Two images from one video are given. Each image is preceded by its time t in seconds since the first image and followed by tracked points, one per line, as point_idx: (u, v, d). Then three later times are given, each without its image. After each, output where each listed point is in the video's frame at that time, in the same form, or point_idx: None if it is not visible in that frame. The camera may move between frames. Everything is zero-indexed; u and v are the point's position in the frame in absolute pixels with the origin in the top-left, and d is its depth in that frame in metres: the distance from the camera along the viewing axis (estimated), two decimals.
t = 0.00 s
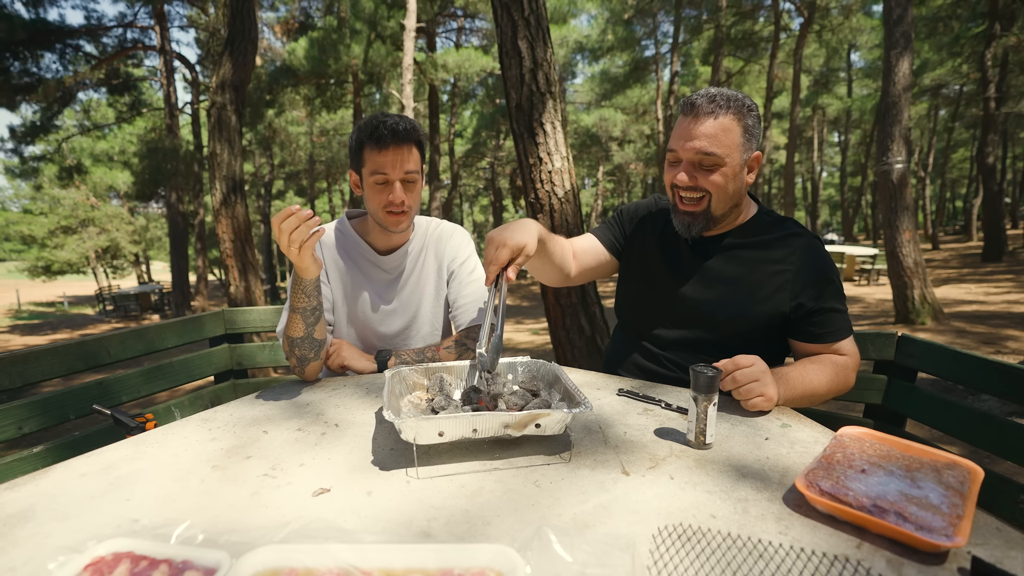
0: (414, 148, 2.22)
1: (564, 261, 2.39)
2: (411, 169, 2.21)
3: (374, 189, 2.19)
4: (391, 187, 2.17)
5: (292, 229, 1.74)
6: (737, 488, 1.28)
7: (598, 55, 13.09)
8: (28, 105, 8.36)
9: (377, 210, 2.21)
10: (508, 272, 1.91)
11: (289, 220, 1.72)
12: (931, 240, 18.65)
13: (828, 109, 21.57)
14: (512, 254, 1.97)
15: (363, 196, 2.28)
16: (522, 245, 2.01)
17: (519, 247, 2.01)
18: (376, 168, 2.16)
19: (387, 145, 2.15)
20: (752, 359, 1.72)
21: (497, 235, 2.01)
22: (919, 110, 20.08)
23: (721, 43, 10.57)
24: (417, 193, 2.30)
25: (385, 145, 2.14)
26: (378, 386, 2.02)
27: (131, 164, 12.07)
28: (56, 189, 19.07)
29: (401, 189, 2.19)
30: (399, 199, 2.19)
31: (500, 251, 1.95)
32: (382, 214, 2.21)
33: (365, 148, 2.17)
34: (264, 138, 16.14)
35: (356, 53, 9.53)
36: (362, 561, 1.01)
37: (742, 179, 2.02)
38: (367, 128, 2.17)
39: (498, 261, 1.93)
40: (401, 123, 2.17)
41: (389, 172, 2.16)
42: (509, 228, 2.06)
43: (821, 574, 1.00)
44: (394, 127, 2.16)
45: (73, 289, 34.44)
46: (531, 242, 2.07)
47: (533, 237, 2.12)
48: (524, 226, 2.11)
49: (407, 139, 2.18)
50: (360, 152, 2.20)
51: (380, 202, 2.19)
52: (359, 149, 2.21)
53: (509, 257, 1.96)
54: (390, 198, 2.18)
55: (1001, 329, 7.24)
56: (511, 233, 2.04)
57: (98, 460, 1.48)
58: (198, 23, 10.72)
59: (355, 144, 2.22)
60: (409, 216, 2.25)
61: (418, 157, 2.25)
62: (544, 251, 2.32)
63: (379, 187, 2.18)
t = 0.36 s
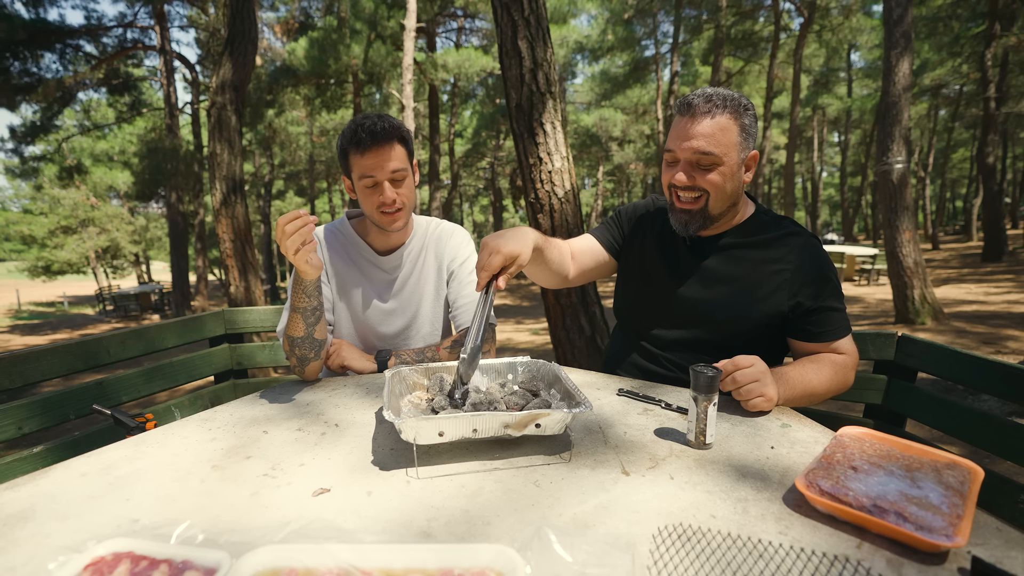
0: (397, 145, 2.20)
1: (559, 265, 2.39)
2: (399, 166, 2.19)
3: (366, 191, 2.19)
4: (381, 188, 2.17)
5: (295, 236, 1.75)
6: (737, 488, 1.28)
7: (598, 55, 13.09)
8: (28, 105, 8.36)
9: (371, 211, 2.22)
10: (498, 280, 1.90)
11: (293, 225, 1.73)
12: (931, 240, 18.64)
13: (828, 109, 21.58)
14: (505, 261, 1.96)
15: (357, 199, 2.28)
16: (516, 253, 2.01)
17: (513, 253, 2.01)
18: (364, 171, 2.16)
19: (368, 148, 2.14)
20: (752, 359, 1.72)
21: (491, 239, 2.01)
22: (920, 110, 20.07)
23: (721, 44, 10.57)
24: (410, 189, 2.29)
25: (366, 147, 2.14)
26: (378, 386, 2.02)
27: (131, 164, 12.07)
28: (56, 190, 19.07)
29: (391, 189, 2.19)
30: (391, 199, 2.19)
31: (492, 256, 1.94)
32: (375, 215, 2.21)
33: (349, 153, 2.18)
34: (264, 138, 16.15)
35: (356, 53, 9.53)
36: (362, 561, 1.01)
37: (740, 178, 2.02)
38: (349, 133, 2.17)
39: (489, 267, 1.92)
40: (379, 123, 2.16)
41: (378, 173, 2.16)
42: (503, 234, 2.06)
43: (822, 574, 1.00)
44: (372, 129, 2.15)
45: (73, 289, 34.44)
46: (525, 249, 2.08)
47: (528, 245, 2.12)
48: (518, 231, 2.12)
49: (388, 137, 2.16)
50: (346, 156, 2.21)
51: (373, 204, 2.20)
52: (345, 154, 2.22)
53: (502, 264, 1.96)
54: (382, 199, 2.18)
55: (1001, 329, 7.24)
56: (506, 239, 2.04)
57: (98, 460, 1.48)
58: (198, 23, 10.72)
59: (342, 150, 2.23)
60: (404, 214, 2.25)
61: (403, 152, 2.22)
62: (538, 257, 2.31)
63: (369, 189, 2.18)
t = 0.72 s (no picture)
0: (390, 144, 2.20)
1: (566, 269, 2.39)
2: (392, 166, 2.19)
3: (361, 190, 2.18)
4: (374, 188, 2.17)
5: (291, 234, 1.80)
6: (736, 488, 1.28)
7: (597, 55, 13.09)
8: (28, 105, 8.36)
9: (366, 212, 2.21)
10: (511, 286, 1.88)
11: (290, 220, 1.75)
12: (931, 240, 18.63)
13: (828, 109, 21.58)
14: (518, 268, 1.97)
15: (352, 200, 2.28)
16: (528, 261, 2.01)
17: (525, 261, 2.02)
18: (357, 170, 2.16)
19: (360, 147, 2.14)
20: (752, 359, 1.72)
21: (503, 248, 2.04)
22: (920, 110, 20.07)
23: (721, 44, 10.57)
24: (404, 188, 2.28)
25: (357, 147, 2.14)
26: (378, 386, 2.02)
27: (131, 164, 12.06)
28: (56, 190, 19.07)
29: (385, 188, 2.19)
30: (384, 198, 2.18)
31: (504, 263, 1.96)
32: (369, 215, 2.21)
33: (343, 153, 2.19)
34: (264, 138, 16.15)
35: (356, 53, 9.54)
36: (362, 561, 1.01)
37: (740, 178, 2.01)
38: (341, 134, 2.18)
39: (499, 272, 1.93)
40: (370, 122, 2.15)
41: (371, 172, 2.16)
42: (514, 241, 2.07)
43: (822, 574, 1.00)
44: (364, 127, 2.14)
45: (73, 289, 34.46)
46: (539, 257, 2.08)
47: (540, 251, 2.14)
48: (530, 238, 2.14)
49: (379, 136, 2.16)
50: (339, 157, 2.21)
51: (367, 204, 2.19)
52: (338, 155, 2.22)
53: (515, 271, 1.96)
54: (376, 199, 2.18)
55: (1001, 329, 7.24)
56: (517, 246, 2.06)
57: (98, 460, 1.48)
58: (198, 22, 10.71)
59: (335, 152, 2.24)
60: (399, 213, 2.23)
61: (396, 151, 2.22)
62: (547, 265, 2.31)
63: (363, 189, 2.18)
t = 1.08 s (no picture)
0: (391, 145, 2.20)
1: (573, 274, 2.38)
2: (391, 167, 2.18)
3: (360, 191, 2.18)
4: (373, 189, 2.17)
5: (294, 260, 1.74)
6: (736, 488, 1.28)
7: (598, 55, 13.10)
8: (28, 105, 8.37)
9: (365, 213, 2.21)
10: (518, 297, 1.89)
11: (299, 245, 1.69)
12: (931, 240, 18.64)
13: (828, 109, 21.59)
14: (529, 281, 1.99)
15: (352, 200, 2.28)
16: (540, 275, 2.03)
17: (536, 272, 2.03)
18: (357, 171, 2.16)
19: (360, 147, 2.14)
20: (753, 359, 1.72)
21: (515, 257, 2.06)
22: (920, 110, 20.07)
23: (721, 44, 10.58)
24: (403, 189, 2.29)
25: (357, 147, 2.13)
26: (379, 386, 2.02)
27: (131, 164, 12.06)
28: (56, 190, 19.06)
29: (384, 190, 2.19)
30: (384, 199, 2.18)
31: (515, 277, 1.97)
32: (368, 216, 2.21)
33: (343, 154, 2.18)
34: (264, 138, 16.16)
35: (356, 53, 9.54)
36: (362, 560, 1.01)
37: (739, 178, 2.01)
38: (341, 134, 2.17)
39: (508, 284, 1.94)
40: (370, 123, 2.15)
41: (369, 174, 2.16)
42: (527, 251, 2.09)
43: (822, 574, 1.00)
44: (364, 128, 2.14)
45: (73, 289, 34.44)
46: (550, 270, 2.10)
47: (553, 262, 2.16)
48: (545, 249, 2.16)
49: (379, 136, 2.16)
50: (339, 157, 2.21)
51: (366, 205, 2.19)
52: (338, 155, 2.22)
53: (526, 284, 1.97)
54: (375, 199, 2.18)
55: (1001, 329, 7.24)
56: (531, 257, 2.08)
57: (98, 460, 1.48)
58: (198, 22, 10.72)
59: (335, 151, 2.24)
60: (398, 214, 2.24)
61: (397, 153, 2.22)
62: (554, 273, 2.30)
63: (362, 190, 2.18)
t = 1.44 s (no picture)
0: (391, 144, 2.20)
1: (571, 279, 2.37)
2: (390, 167, 2.18)
3: (359, 190, 2.18)
4: (373, 187, 2.17)
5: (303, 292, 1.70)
6: (736, 488, 1.28)
7: (598, 55, 13.10)
8: (28, 105, 8.36)
9: (364, 211, 2.21)
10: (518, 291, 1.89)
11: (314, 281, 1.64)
12: (931, 240, 18.63)
13: (828, 109, 21.60)
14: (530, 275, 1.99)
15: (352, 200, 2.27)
16: (537, 268, 2.04)
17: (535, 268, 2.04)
18: (356, 170, 2.15)
19: (361, 146, 2.13)
20: (752, 359, 1.72)
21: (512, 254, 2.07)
22: (920, 110, 20.06)
23: (721, 44, 10.58)
24: (403, 188, 2.29)
25: (358, 146, 2.13)
26: (379, 386, 2.02)
27: (131, 164, 12.05)
28: (56, 189, 19.06)
29: (383, 189, 2.18)
30: (383, 198, 2.18)
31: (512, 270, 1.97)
32: (367, 215, 2.21)
33: (343, 152, 2.18)
34: (264, 138, 16.17)
35: (356, 53, 9.55)
36: (362, 561, 1.01)
37: (735, 182, 2.00)
38: (341, 133, 2.17)
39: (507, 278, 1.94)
40: (371, 121, 2.16)
41: (370, 173, 2.16)
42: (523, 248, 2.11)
43: (822, 574, 1.00)
44: (364, 127, 2.14)
45: (73, 289, 34.46)
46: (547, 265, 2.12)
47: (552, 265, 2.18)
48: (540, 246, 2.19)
49: (380, 135, 2.16)
50: (339, 156, 2.20)
51: (366, 204, 2.19)
52: (338, 153, 2.21)
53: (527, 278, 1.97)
54: (375, 198, 2.18)
55: (1001, 329, 7.24)
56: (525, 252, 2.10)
57: (98, 460, 1.48)
58: (198, 22, 10.72)
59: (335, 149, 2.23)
60: (396, 212, 2.23)
61: (397, 152, 2.22)
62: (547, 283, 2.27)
63: (362, 188, 2.17)
